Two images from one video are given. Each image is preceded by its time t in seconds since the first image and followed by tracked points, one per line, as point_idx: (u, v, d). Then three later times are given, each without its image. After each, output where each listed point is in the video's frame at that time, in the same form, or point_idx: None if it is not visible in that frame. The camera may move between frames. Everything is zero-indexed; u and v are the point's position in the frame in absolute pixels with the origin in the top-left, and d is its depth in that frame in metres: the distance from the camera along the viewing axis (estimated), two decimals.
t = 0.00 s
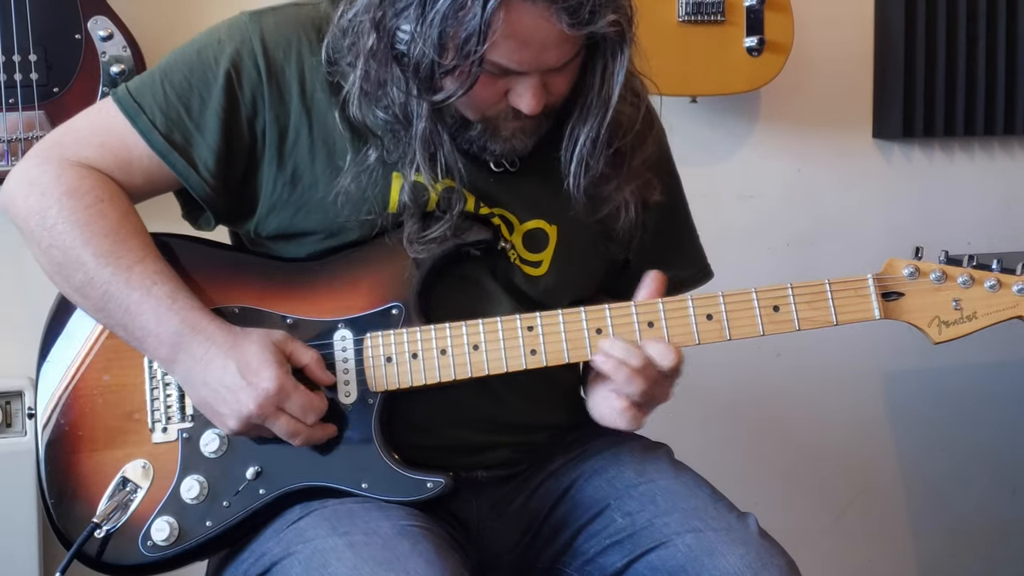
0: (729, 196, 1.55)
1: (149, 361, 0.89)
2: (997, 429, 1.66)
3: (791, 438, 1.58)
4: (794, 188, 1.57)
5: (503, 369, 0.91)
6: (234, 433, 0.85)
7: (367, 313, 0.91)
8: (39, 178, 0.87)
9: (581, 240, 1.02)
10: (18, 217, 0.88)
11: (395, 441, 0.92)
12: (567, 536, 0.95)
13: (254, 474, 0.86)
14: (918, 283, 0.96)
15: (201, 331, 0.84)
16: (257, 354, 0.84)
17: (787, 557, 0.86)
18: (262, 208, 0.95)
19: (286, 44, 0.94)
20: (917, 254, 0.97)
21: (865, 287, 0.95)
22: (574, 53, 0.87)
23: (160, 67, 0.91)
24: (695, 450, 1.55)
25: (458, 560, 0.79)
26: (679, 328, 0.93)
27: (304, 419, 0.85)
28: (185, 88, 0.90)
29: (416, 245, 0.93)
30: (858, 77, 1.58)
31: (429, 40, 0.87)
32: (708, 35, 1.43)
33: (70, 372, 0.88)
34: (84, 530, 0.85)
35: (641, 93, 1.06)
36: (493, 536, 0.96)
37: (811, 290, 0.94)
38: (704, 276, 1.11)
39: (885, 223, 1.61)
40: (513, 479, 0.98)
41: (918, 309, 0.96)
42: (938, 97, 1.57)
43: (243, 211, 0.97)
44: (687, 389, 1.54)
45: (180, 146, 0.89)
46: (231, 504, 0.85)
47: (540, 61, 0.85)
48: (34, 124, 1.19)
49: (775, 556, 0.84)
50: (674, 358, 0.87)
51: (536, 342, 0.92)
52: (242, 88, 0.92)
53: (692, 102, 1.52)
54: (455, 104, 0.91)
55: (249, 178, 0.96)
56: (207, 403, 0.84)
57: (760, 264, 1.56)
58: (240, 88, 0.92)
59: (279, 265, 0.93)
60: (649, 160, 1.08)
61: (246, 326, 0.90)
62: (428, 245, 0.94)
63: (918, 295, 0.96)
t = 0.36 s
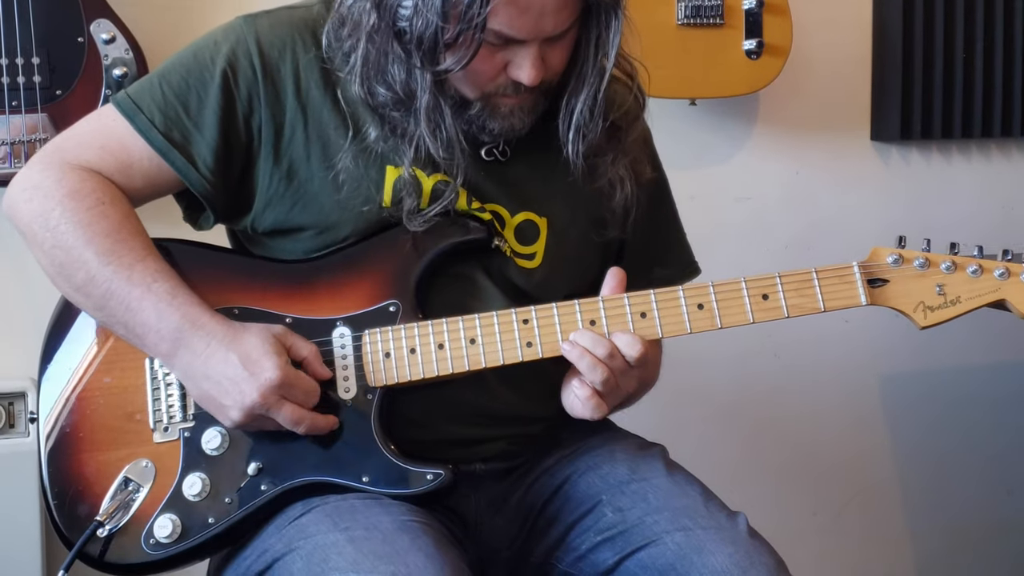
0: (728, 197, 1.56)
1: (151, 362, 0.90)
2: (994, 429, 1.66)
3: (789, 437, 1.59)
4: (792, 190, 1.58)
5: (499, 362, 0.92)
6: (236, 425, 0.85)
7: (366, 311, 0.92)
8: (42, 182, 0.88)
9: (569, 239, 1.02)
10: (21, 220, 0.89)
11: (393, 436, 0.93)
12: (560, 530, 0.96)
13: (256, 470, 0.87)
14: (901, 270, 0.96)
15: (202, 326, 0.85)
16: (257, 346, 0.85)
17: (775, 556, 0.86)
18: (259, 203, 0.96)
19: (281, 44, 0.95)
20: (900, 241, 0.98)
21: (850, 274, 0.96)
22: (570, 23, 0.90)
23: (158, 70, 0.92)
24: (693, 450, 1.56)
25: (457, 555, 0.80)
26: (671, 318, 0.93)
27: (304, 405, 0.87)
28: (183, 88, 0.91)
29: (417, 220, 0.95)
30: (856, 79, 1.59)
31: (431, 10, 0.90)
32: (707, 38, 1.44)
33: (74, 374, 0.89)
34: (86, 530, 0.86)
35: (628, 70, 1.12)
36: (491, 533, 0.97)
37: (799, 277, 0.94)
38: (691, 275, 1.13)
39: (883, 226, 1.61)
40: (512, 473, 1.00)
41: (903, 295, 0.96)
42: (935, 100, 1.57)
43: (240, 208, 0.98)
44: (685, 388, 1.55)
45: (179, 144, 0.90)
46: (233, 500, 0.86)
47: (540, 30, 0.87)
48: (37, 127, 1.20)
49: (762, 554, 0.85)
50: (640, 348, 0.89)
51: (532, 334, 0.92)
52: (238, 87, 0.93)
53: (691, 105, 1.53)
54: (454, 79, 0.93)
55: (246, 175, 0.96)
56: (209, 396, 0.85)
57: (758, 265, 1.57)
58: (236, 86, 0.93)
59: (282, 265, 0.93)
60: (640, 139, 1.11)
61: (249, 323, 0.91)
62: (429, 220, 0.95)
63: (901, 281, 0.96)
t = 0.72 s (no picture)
0: (727, 200, 1.57)
1: (156, 363, 0.91)
2: (991, 429, 1.67)
3: (787, 438, 1.60)
4: (790, 192, 1.59)
5: (501, 361, 0.93)
6: (241, 421, 0.86)
7: (368, 312, 0.93)
8: (46, 186, 0.89)
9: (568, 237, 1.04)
10: (25, 224, 0.90)
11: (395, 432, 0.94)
12: (561, 528, 0.97)
13: (260, 468, 0.87)
14: (895, 271, 0.98)
15: (206, 324, 0.86)
16: (261, 344, 0.86)
17: (776, 553, 0.87)
18: (260, 203, 0.97)
19: (280, 46, 0.96)
20: (894, 243, 0.99)
21: (845, 274, 0.97)
22: (571, 15, 0.91)
23: (159, 74, 0.93)
24: (692, 451, 1.57)
25: (458, 554, 0.81)
26: (670, 317, 0.94)
27: (309, 406, 0.87)
28: (184, 92, 0.92)
29: (421, 215, 0.96)
30: (854, 82, 1.60)
31: (435, 5, 0.91)
32: (706, 41, 1.45)
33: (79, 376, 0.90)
34: (89, 530, 0.86)
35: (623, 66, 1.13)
36: (491, 532, 0.98)
37: (795, 276, 0.96)
38: (685, 269, 1.13)
39: (880, 228, 1.62)
40: (513, 470, 1.00)
41: (897, 295, 0.98)
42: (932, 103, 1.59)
43: (242, 209, 0.99)
44: (684, 389, 1.56)
45: (181, 146, 0.91)
46: (237, 499, 0.87)
47: (542, 22, 0.88)
48: (40, 130, 1.21)
49: (763, 552, 0.85)
50: (675, 347, 0.89)
51: (533, 334, 0.93)
52: (238, 89, 0.94)
53: (690, 108, 1.54)
54: (457, 75, 0.95)
55: (247, 176, 0.97)
56: (214, 393, 0.85)
57: (756, 267, 1.58)
58: (237, 88, 0.94)
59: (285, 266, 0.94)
60: (636, 132, 1.12)
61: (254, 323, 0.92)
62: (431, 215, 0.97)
63: (895, 282, 0.98)
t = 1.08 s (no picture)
0: (726, 202, 1.57)
1: (158, 363, 0.92)
2: (989, 431, 1.68)
3: (786, 440, 1.60)
4: (788, 195, 1.60)
5: (501, 365, 0.93)
6: (238, 424, 0.87)
7: (368, 314, 0.94)
8: (51, 186, 0.90)
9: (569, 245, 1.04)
10: (29, 224, 0.91)
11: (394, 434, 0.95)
12: (571, 533, 0.97)
13: (259, 469, 0.88)
14: (897, 278, 0.97)
15: (206, 326, 0.87)
16: (259, 347, 0.87)
17: (793, 551, 0.86)
18: (264, 207, 0.98)
19: (286, 50, 0.97)
20: (896, 249, 0.98)
21: (847, 281, 0.96)
22: (564, 30, 0.90)
23: (164, 76, 0.94)
24: (691, 452, 1.58)
25: (454, 555, 0.82)
26: (669, 322, 0.94)
27: (306, 408, 0.88)
28: (189, 94, 0.93)
29: (410, 217, 0.97)
30: (853, 84, 1.61)
31: (427, 12, 0.90)
32: (705, 44, 1.46)
33: (84, 376, 0.91)
34: (89, 529, 0.87)
35: (626, 80, 1.11)
36: (493, 531, 0.99)
37: (796, 284, 0.96)
38: (691, 267, 1.14)
39: (879, 230, 1.63)
40: (514, 473, 1.01)
41: (899, 302, 0.97)
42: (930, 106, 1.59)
43: (246, 212, 1.00)
44: (684, 391, 1.56)
45: (185, 148, 0.92)
46: (236, 499, 0.87)
47: (534, 35, 0.88)
48: (43, 133, 1.21)
49: (781, 549, 0.85)
50: (674, 352, 0.90)
51: (533, 338, 0.94)
52: (243, 92, 0.95)
53: (689, 110, 1.55)
54: (448, 80, 0.95)
55: (251, 179, 0.98)
56: (212, 395, 0.86)
57: (755, 269, 1.58)
58: (241, 91, 0.95)
59: (285, 266, 0.95)
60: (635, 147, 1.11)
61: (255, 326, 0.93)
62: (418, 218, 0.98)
63: (896, 289, 0.97)
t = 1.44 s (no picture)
0: (725, 204, 1.58)
1: (160, 363, 0.92)
2: (988, 432, 1.68)
3: (785, 441, 1.61)
4: (787, 196, 1.60)
5: (502, 371, 0.94)
6: (238, 429, 0.88)
7: (371, 317, 0.95)
8: (54, 188, 0.91)
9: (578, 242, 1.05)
10: (33, 224, 0.92)
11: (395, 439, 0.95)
12: (582, 535, 0.98)
13: (259, 470, 0.89)
14: (904, 288, 0.97)
15: (206, 331, 0.88)
16: (258, 353, 0.87)
17: (809, 547, 0.87)
18: (268, 211, 0.99)
19: (289, 55, 0.98)
20: (903, 259, 0.98)
21: (853, 291, 0.96)
22: (558, 49, 0.91)
23: (168, 80, 0.95)
24: (691, 453, 1.58)
25: (451, 557, 0.82)
26: (672, 330, 0.95)
27: (304, 415, 0.88)
28: (192, 98, 0.94)
29: (406, 230, 0.97)
30: (851, 86, 1.61)
31: (417, 31, 0.92)
32: (704, 47, 1.46)
33: (87, 376, 0.92)
34: (90, 527, 0.88)
35: (627, 95, 1.10)
36: (495, 535, 0.99)
37: (800, 293, 0.95)
38: (697, 276, 1.15)
39: (876, 232, 1.64)
40: (517, 476, 1.01)
41: (905, 312, 0.97)
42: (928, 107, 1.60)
43: (251, 217, 1.00)
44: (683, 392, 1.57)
45: (188, 152, 0.93)
46: (236, 500, 0.88)
47: (525, 54, 0.89)
48: (46, 136, 1.22)
49: (797, 545, 0.86)
50: (676, 361, 0.90)
51: (534, 344, 0.94)
52: (246, 97, 0.96)
53: (689, 113, 1.55)
54: (443, 94, 0.95)
55: (255, 184, 0.99)
56: (211, 400, 0.87)
57: (755, 270, 1.59)
58: (245, 96, 0.96)
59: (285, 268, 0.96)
60: (633, 161, 1.11)
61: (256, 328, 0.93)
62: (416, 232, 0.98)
63: (902, 299, 0.97)
